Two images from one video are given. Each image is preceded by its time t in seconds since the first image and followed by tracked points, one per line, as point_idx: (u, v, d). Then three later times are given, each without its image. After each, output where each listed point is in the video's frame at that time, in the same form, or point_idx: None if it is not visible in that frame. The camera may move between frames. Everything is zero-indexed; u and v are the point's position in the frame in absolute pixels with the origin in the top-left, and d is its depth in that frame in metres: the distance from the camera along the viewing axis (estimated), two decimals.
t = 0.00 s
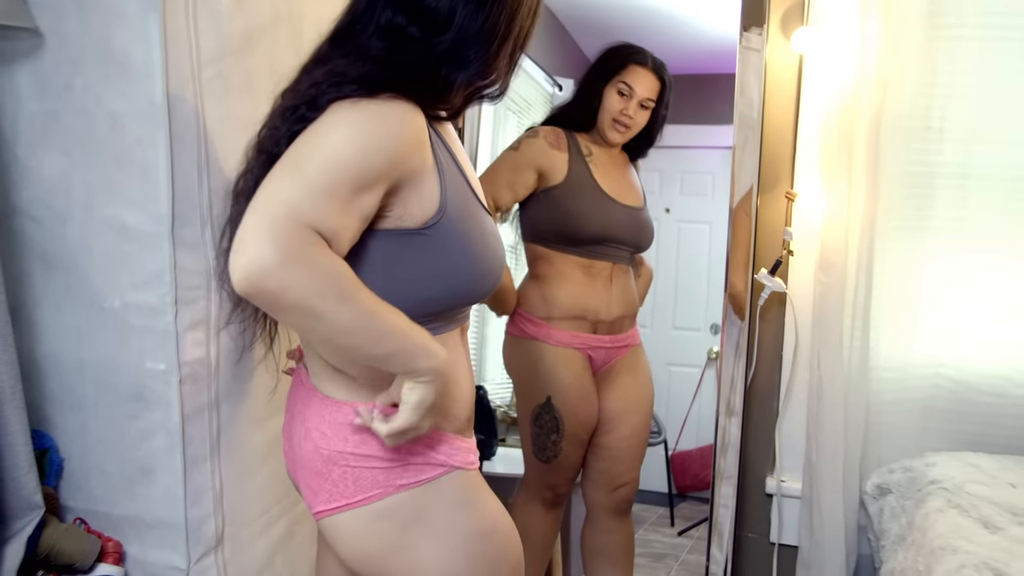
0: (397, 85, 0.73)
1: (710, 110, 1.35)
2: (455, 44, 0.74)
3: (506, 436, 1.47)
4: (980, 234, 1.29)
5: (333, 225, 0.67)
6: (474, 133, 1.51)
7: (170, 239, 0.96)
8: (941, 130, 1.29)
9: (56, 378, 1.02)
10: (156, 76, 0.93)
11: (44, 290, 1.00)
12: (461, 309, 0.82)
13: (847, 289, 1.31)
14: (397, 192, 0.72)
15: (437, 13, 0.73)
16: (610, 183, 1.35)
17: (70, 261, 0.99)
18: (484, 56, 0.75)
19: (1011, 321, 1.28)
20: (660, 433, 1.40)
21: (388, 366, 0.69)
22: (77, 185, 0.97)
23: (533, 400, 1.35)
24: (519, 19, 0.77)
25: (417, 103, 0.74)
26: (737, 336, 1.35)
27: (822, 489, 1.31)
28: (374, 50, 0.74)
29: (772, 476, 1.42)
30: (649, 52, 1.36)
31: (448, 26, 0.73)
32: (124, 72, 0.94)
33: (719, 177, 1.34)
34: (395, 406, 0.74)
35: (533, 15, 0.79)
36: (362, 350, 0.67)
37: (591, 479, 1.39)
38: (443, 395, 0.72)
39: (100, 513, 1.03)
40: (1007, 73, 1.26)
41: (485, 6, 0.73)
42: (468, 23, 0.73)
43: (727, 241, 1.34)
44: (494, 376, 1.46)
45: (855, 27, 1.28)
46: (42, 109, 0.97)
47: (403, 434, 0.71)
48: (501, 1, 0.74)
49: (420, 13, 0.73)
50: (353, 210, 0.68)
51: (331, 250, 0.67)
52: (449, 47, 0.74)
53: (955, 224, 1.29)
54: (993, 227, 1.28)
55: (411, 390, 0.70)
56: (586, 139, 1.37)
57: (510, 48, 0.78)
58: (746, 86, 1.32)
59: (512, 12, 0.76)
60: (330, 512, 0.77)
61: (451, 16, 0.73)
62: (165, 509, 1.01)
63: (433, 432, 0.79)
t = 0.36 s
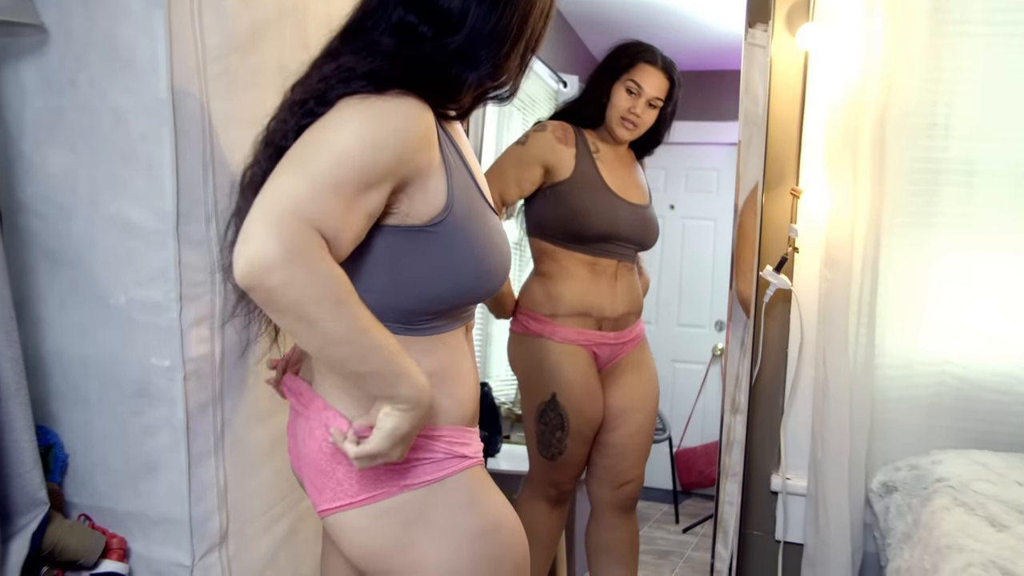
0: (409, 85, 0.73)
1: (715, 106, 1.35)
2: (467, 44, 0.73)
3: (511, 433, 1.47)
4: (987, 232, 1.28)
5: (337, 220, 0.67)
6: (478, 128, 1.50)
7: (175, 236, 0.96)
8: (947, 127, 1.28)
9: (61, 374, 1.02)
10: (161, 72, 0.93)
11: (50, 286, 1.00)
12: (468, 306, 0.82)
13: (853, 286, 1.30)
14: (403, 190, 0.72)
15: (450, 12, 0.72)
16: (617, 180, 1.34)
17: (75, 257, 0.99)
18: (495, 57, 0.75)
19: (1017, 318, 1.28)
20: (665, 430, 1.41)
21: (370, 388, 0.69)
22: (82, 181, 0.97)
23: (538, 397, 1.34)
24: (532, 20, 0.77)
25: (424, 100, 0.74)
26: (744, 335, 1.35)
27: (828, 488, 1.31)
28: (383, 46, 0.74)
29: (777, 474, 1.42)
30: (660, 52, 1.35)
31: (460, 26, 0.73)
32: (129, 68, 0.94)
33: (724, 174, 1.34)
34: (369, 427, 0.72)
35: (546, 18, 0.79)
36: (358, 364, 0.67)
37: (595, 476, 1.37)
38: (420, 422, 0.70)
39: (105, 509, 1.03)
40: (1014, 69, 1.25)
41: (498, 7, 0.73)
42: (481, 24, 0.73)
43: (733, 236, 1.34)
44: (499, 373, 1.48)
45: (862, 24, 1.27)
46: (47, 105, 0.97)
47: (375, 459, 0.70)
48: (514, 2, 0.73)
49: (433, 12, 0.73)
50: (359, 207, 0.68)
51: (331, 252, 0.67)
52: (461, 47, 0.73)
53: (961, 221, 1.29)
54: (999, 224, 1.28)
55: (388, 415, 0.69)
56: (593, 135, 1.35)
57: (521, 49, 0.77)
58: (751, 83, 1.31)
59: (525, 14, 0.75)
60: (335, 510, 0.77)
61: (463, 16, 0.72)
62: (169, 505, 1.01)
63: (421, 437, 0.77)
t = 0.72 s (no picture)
0: (419, 85, 0.72)
1: (723, 106, 1.34)
2: (474, 43, 0.73)
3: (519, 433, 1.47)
4: (997, 232, 1.28)
5: (354, 232, 0.66)
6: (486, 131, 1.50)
7: (183, 236, 0.96)
8: (957, 126, 1.28)
9: (69, 373, 1.02)
10: (169, 72, 0.93)
11: (58, 286, 1.01)
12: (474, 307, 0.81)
13: (862, 286, 1.30)
14: (415, 197, 0.72)
15: (456, 11, 0.73)
16: (624, 181, 1.34)
17: (83, 257, 0.99)
18: (502, 55, 0.75)
19: None
20: (673, 430, 1.39)
21: (376, 420, 0.68)
22: (90, 181, 0.97)
23: (544, 397, 1.34)
24: (537, 17, 0.77)
25: (434, 102, 0.74)
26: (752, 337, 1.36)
27: (837, 489, 1.31)
28: (391, 47, 0.73)
29: (785, 475, 1.42)
30: (666, 51, 1.34)
31: (467, 25, 0.73)
32: (137, 68, 0.94)
33: (734, 174, 1.33)
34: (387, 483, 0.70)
35: (550, 15, 0.79)
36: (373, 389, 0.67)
37: (603, 476, 1.38)
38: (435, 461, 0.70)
39: (112, 509, 1.03)
40: None
41: (504, 5, 0.73)
42: (487, 22, 0.73)
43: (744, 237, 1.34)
44: (506, 373, 1.45)
45: (872, 22, 1.27)
46: (56, 105, 0.97)
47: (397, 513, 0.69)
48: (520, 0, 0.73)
49: (439, 11, 0.73)
50: (374, 217, 0.68)
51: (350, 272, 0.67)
52: (468, 45, 0.73)
53: (971, 222, 1.28)
54: (1009, 225, 1.27)
55: (402, 457, 0.69)
56: (599, 136, 1.35)
57: (527, 47, 0.77)
58: (760, 83, 1.32)
59: (530, 11, 0.75)
60: (342, 514, 0.77)
61: (470, 14, 0.72)
62: (177, 505, 1.01)
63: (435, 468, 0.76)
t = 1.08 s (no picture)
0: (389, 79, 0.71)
1: (726, 105, 1.34)
2: (448, 36, 0.71)
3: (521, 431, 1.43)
4: (1002, 231, 1.27)
5: (341, 227, 0.66)
6: (489, 125, 1.48)
7: (184, 233, 0.96)
8: (962, 126, 1.27)
9: (71, 370, 1.02)
10: (171, 69, 0.93)
11: (60, 282, 1.01)
12: (467, 298, 0.81)
13: (865, 285, 1.29)
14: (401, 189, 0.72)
15: (429, 2, 0.71)
16: (621, 177, 1.34)
17: (85, 254, 0.99)
18: (479, 47, 0.72)
19: None
20: (677, 429, 1.39)
21: (404, 400, 0.69)
22: (92, 178, 0.97)
23: (546, 395, 1.36)
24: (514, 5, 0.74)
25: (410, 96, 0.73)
26: (755, 330, 1.35)
27: (839, 489, 1.30)
28: (366, 43, 0.73)
29: (788, 474, 1.41)
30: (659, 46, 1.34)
31: (439, 15, 0.71)
32: (139, 64, 0.94)
33: (738, 172, 1.33)
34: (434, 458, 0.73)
35: None
36: (384, 382, 0.68)
37: (603, 475, 1.39)
38: (472, 426, 0.73)
39: (114, 505, 1.03)
40: None
41: None
42: (459, 12, 0.70)
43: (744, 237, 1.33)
44: (510, 371, 1.45)
45: (876, 21, 1.26)
46: (58, 102, 0.97)
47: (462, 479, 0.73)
48: None
49: (412, 3, 0.71)
50: (361, 212, 0.68)
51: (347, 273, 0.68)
52: (440, 37, 0.71)
53: (976, 221, 1.28)
54: (1014, 225, 1.26)
55: (441, 432, 0.71)
56: (594, 134, 1.36)
57: (506, 37, 0.75)
58: (765, 81, 1.31)
59: None
60: (337, 510, 0.76)
61: (443, 4, 0.70)
62: (178, 502, 1.01)
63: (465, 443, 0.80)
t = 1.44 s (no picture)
0: (359, 70, 0.71)
1: (733, 100, 1.32)
2: (408, 17, 0.72)
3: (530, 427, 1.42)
4: (1011, 228, 1.26)
5: (340, 226, 0.66)
6: (496, 121, 1.45)
7: (190, 229, 0.96)
8: (971, 120, 1.26)
9: (79, 366, 1.02)
10: (176, 65, 0.93)
11: (67, 279, 1.01)
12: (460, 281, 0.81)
13: (873, 281, 1.29)
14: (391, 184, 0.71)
15: None
16: (616, 170, 1.33)
17: (92, 251, 0.99)
18: (440, 23, 0.73)
19: None
20: (686, 425, 1.39)
21: (411, 416, 0.69)
22: (99, 174, 0.97)
23: (549, 390, 1.34)
24: None
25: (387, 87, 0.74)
26: (764, 326, 1.35)
27: (847, 486, 1.30)
28: (329, 39, 0.72)
29: (796, 470, 1.41)
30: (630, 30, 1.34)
31: None
32: (145, 61, 0.94)
33: (748, 168, 1.33)
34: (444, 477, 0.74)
35: None
36: (393, 396, 0.68)
37: (607, 470, 1.36)
38: (478, 442, 0.73)
39: (122, 500, 1.04)
40: None
41: None
42: None
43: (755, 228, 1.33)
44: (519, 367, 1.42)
45: (884, 17, 1.25)
46: (64, 99, 0.97)
47: (473, 497, 0.73)
48: None
49: None
50: (358, 209, 0.67)
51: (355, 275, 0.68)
52: (400, 20, 0.72)
53: (985, 218, 1.27)
54: None
55: (447, 451, 0.72)
56: (585, 129, 1.35)
57: (462, 11, 0.76)
58: (772, 75, 1.30)
59: None
60: (339, 508, 0.76)
61: None
62: (185, 497, 1.01)
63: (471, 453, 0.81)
